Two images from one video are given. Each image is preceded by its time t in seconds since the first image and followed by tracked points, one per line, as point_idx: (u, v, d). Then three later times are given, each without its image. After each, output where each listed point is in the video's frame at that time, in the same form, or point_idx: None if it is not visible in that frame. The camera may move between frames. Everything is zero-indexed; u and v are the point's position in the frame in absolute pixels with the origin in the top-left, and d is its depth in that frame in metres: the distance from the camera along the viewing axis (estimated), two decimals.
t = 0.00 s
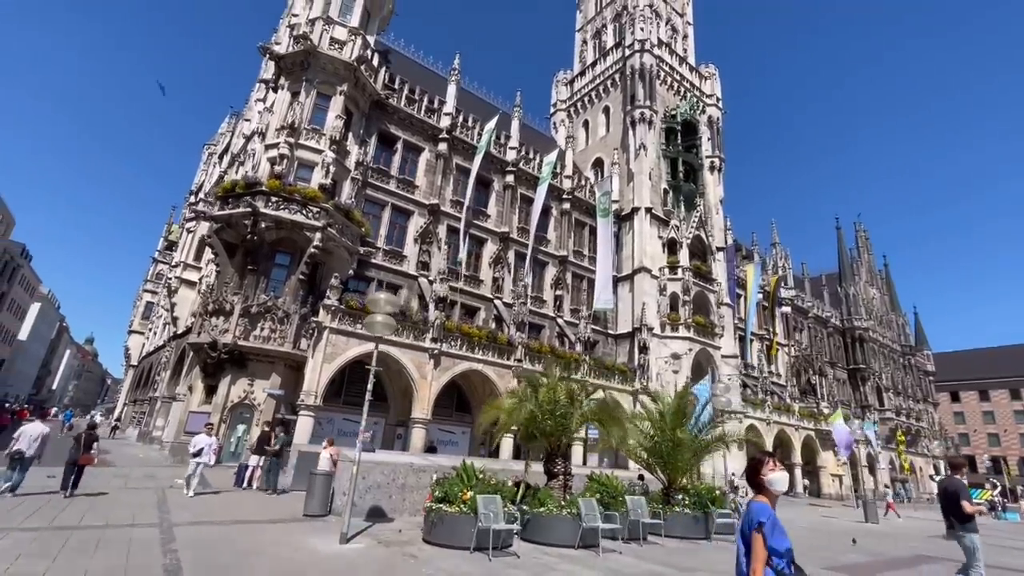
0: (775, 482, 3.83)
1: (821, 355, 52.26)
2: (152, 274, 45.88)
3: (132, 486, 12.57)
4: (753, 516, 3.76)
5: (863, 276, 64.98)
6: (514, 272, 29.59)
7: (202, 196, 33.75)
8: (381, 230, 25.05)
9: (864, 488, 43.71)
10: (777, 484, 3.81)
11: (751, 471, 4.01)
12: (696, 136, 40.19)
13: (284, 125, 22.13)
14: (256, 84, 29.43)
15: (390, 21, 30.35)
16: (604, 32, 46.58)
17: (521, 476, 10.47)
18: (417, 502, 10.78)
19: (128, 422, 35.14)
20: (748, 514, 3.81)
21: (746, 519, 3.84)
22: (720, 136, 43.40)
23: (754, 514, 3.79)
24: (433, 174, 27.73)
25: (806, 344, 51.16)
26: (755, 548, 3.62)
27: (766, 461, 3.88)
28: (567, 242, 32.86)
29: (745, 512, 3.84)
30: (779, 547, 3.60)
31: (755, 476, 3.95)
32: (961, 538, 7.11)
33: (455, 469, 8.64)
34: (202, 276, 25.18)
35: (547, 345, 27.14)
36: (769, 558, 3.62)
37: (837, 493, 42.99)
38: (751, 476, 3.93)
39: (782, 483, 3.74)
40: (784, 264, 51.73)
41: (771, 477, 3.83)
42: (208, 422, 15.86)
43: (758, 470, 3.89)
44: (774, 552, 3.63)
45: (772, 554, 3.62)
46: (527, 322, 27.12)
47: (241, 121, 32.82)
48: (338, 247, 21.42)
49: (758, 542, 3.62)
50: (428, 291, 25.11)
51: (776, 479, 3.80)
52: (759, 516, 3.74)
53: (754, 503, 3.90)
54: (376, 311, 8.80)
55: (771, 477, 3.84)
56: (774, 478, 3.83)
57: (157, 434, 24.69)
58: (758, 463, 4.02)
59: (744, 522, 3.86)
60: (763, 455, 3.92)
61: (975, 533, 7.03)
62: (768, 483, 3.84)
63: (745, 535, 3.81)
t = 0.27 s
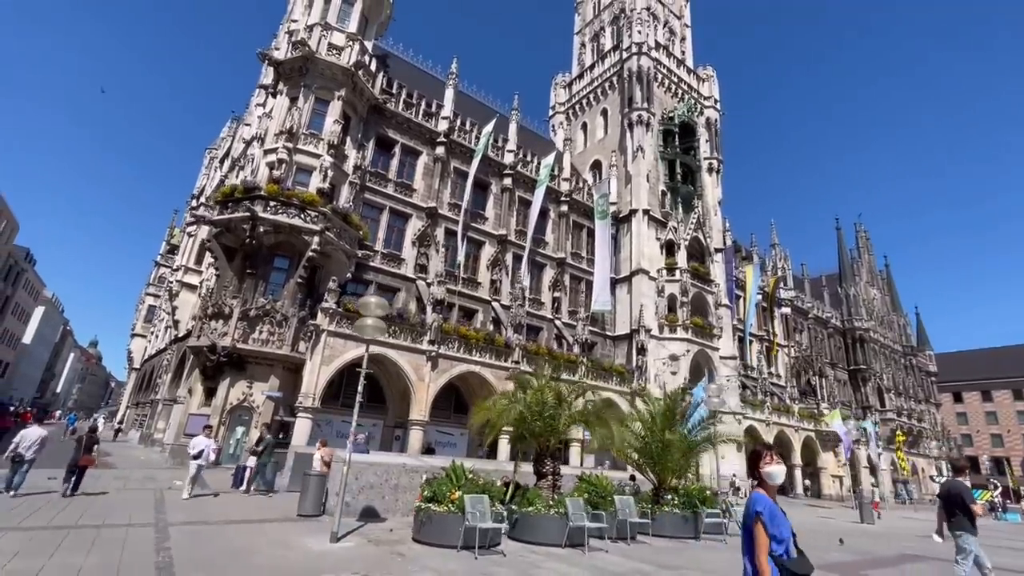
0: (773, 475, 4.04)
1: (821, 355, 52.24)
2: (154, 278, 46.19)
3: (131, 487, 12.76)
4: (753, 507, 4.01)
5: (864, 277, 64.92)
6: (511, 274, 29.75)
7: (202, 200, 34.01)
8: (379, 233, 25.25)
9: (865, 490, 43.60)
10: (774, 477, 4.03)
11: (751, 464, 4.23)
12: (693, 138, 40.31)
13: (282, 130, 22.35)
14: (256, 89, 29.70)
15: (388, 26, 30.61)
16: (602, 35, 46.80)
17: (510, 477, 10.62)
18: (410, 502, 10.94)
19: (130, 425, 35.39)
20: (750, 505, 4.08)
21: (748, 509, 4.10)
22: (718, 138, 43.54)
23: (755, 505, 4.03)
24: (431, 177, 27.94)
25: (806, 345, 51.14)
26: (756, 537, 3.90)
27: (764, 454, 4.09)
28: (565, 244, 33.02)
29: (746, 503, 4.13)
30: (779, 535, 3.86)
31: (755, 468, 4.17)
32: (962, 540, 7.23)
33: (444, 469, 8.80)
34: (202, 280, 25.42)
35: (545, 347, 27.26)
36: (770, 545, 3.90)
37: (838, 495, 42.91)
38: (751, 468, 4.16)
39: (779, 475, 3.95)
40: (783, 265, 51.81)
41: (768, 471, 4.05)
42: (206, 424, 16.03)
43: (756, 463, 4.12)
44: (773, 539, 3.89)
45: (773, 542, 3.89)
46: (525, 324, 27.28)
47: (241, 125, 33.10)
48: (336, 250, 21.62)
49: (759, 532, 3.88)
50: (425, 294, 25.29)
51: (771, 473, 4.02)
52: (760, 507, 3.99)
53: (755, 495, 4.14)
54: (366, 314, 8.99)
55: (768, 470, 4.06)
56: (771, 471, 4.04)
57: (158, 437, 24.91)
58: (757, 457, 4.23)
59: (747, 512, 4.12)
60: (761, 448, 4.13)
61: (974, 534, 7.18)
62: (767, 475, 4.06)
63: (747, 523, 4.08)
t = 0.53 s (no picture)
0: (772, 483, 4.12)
1: (819, 356, 52.27)
2: (153, 280, 46.36)
3: (127, 488, 12.89)
4: (752, 514, 4.06)
5: (863, 277, 64.95)
6: (508, 276, 29.86)
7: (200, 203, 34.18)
8: (375, 235, 25.39)
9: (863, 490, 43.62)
10: (774, 485, 4.10)
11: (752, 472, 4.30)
12: (690, 139, 40.40)
13: (278, 134, 22.50)
14: (254, 93, 29.86)
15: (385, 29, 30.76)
16: (599, 37, 46.93)
17: (498, 478, 10.72)
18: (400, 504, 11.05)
19: (129, 427, 35.57)
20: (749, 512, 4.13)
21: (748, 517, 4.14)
22: (715, 139, 43.66)
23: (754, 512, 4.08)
24: (427, 180, 28.09)
25: (804, 345, 51.18)
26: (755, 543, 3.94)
27: (765, 464, 4.18)
28: (562, 246, 33.12)
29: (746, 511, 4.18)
30: (778, 542, 3.91)
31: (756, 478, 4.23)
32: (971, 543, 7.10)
33: (432, 470, 8.92)
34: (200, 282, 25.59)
35: (541, 348, 27.35)
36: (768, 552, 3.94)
37: (836, 495, 42.92)
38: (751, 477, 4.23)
39: (778, 484, 4.03)
40: (781, 266, 51.92)
41: (767, 479, 4.12)
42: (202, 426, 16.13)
43: (757, 472, 4.19)
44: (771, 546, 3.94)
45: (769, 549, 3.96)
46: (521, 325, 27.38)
47: (239, 128, 33.28)
48: (333, 253, 21.75)
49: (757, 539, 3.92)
50: (422, 296, 25.42)
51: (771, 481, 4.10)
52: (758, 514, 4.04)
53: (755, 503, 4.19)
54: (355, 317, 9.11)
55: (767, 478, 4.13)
56: (770, 480, 4.11)
57: (156, 438, 25.05)
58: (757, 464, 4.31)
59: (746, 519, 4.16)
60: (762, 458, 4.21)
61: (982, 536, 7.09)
62: (767, 484, 4.13)
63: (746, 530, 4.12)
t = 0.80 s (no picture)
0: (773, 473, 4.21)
1: (817, 358, 52.27)
2: (153, 281, 46.51)
3: (120, 487, 13.01)
4: (753, 502, 4.16)
5: (861, 280, 64.96)
6: (505, 277, 29.96)
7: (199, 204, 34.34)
8: (372, 237, 25.52)
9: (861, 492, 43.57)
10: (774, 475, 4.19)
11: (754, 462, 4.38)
12: (688, 141, 40.49)
13: (275, 135, 22.62)
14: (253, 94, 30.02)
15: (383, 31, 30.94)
16: (597, 40, 47.12)
17: (485, 478, 10.83)
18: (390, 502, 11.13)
19: (127, 427, 35.65)
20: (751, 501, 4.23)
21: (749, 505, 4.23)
22: (712, 141, 43.79)
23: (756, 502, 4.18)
24: (424, 181, 28.22)
25: (802, 347, 51.23)
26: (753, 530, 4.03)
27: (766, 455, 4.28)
28: (559, 247, 33.24)
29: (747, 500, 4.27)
30: (776, 529, 4.01)
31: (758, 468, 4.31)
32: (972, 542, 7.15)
33: (419, 468, 9.02)
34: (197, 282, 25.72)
35: (537, 349, 27.44)
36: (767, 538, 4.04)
37: (834, 497, 42.90)
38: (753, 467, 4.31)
39: (778, 474, 4.12)
40: (779, 268, 52.02)
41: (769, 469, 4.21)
42: (197, 425, 16.20)
43: (759, 462, 4.28)
44: (770, 533, 4.04)
45: (765, 534, 4.01)
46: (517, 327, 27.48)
47: (238, 130, 33.46)
48: (329, 254, 21.87)
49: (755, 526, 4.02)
50: (418, 297, 25.52)
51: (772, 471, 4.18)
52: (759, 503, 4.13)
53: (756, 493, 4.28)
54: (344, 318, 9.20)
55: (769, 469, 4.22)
56: (772, 471, 4.21)
57: (153, 438, 25.16)
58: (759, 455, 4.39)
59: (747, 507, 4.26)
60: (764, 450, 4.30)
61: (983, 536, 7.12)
62: (768, 475, 4.22)
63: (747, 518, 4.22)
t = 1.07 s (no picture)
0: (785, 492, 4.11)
1: (816, 363, 52.19)
2: (153, 281, 46.71)
3: (112, 486, 13.10)
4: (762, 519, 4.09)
5: (862, 285, 64.83)
6: (502, 279, 30.02)
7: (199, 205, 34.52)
8: (369, 239, 25.63)
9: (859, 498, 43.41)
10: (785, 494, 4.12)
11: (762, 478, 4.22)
12: (687, 145, 40.53)
13: (274, 137, 22.77)
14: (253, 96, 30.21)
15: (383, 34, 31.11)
16: (598, 44, 47.28)
17: (473, 481, 10.90)
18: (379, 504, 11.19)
19: (126, 426, 35.77)
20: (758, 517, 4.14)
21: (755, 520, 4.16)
22: (712, 145, 43.85)
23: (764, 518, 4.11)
24: (422, 184, 28.33)
25: (801, 352, 51.11)
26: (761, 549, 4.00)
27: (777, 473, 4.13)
28: (556, 250, 33.31)
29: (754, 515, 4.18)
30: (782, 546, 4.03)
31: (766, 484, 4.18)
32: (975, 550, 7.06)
33: (404, 470, 9.08)
34: (196, 282, 25.86)
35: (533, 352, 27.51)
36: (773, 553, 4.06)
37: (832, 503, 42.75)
38: (763, 484, 4.17)
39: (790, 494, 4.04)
40: (778, 272, 52.00)
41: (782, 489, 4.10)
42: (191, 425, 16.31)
43: (770, 480, 4.14)
44: (776, 550, 4.05)
45: (774, 550, 4.02)
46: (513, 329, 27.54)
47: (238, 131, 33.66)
48: (325, 255, 21.98)
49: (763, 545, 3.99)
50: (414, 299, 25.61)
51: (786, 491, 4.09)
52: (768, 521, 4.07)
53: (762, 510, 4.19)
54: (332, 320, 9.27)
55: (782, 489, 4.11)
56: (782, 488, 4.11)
57: (150, 438, 25.27)
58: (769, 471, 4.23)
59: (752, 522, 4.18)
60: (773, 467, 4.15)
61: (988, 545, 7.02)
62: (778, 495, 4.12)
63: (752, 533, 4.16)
